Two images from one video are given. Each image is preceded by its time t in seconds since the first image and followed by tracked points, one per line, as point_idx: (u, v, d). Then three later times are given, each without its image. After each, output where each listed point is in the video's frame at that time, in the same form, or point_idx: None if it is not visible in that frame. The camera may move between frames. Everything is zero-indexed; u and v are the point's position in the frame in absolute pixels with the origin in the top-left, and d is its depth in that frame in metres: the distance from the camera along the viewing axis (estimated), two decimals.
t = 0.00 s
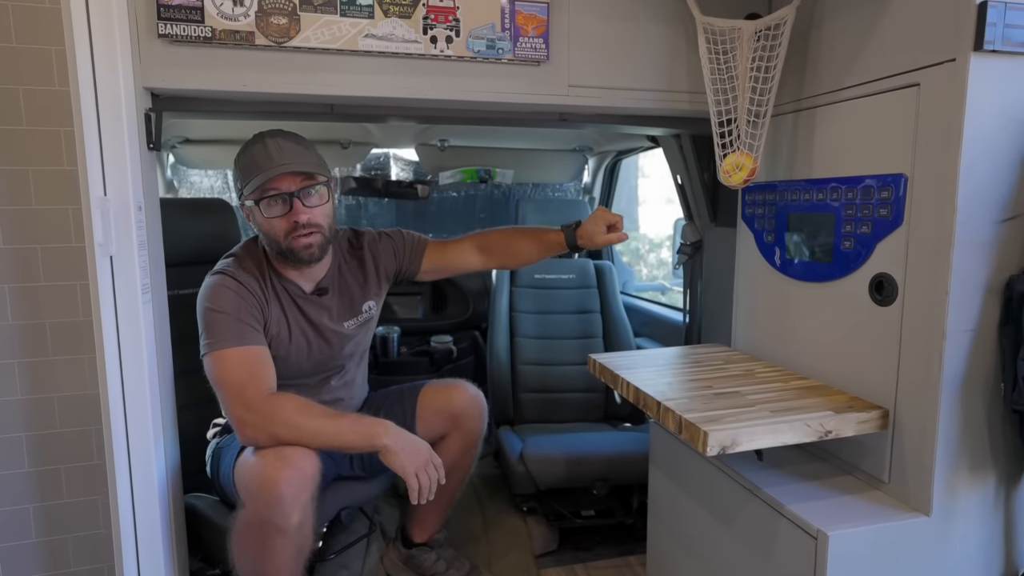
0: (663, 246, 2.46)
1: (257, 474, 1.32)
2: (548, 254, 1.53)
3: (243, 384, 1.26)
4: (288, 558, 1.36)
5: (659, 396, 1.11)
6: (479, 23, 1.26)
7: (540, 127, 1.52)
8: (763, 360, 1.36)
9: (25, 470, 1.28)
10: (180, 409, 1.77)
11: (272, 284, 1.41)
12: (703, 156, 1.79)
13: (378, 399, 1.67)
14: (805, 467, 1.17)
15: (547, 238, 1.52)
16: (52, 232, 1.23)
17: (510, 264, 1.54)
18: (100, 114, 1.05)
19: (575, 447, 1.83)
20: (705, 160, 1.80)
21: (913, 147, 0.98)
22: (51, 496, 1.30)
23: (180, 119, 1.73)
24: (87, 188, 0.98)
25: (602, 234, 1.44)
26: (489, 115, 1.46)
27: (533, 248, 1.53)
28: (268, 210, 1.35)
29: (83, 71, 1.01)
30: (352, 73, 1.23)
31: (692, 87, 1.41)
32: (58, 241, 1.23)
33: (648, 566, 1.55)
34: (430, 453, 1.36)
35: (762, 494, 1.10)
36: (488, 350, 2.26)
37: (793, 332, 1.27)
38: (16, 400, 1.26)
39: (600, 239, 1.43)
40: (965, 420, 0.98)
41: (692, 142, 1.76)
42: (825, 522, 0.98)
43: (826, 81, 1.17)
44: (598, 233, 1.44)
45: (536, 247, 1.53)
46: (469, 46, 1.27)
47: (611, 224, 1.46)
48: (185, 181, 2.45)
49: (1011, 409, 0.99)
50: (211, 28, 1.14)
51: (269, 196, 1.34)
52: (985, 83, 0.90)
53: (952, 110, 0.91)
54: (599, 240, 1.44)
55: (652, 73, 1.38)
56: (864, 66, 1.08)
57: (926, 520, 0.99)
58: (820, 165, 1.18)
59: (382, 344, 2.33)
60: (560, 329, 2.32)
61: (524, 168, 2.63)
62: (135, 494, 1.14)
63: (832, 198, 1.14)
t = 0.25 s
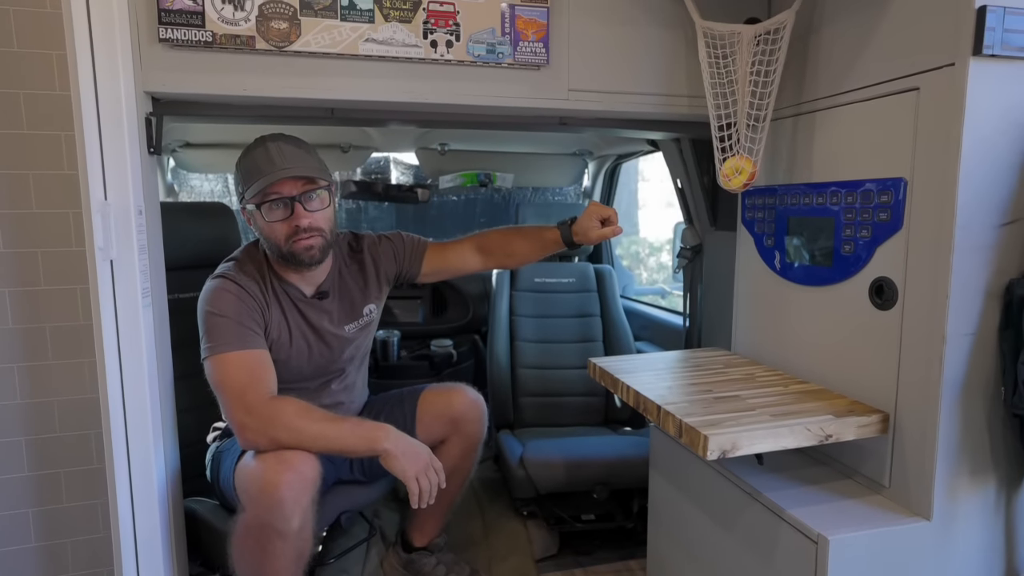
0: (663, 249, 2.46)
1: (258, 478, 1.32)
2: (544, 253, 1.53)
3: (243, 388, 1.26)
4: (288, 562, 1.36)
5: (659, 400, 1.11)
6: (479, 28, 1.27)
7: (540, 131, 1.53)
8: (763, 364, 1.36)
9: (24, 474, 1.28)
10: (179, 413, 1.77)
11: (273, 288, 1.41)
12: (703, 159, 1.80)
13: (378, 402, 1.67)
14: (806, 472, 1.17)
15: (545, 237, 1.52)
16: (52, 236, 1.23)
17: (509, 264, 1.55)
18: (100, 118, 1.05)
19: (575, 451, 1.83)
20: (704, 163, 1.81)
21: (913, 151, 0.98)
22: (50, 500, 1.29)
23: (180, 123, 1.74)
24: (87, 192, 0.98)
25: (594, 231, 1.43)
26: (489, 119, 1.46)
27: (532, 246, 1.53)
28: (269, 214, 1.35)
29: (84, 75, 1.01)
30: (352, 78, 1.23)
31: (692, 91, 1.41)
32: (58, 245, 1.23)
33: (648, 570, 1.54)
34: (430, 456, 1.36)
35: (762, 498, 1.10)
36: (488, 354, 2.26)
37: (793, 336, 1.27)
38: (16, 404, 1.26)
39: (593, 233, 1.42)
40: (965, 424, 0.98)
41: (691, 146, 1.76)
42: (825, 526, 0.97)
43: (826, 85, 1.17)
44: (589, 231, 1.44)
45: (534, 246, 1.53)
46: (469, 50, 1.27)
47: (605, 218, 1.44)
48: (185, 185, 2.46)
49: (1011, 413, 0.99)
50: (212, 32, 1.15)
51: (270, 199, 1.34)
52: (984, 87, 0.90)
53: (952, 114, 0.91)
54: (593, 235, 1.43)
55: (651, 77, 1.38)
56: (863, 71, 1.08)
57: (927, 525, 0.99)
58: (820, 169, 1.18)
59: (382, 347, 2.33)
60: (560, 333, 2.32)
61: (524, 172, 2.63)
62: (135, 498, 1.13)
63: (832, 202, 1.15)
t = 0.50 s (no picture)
0: (663, 253, 2.46)
1: (258, 482, 1.32)
2: (544, 256, 1.53)
3: (243, 392, 1.26)
4: (288, 566, 1.35)
5: (659, 404, 1.11)
6: (480, 32, 1.27)
7: (540, 135, 1.53)
8: (763, 368, 1.36)
9: (23, 478, 1.28)
10: (179, 417, 1.77)
11: (273, 292, 1.41)
12: (702, 164, 1.79)
13: (378, 406, 1.67)
14: (806, 476, 1.17)
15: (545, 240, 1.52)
16: (52, 240, 1.23)
17: (509, 268, 1.54)
18: (101, 123, 1.05)
19: (575, 455, 1.83)
20: (704, 168, 1.80)
21: (912, 155, 0.98)
22: (49, 504, 1.29)
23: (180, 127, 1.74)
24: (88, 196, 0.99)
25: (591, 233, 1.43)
26: (489, 123, 1.46)
27: (531, 250, 1.53)
28: (269, 218, 1.36)
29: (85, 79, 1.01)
30: (353, 82, 1.23)
31: (692, 95, 1.42)
32: (58, 249, 1.23)
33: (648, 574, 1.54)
34: (430, 460, 1.36)
35: (762, 502, 1.09)
36: (488, 357, 2.26)
37: (793, 340, 1.27)
38: (15, 407, 1.26)
39: (593, 237, 1.42)
40: (965, 428, 0.97)
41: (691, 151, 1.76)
42: (826, 530, 0.97)
43: (825, 90, 1.18)
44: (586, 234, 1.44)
45: (534, 250, 1.52)
46: (469, 55, 1.27)
47: (605, 222, 1.45)
48: (185, 189, 2.46)
49: (1012, 417, 0.98)
50: (212, 36, 1.15)
51: (270, 204, 1.35)
52: (983, 91, 0.91)
53: (951, 119, 0.91)
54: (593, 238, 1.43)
55: (651, 81, 1.39)
56: (862, 75, 1.09)
57: (927, 529, 0.98)
58: (819, 173, 1.19)
59: (382, 351, 2.33)
60: (560, 336, 2.32)
61: (524, 176, 2.64)
62: (134, 502, 1.13)
63: (832, 206, 1.15)
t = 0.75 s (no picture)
0: (663, 257, 2.46)
1: (257, 486, 1.32)
2: (544, 261, 1.55)
3: (242, 396, 1.26)
4: (287, 570, 1.35)
5: (659, 408, 1.11)
6: (480, 36, 1.28)
7: (540, 139, 1.53)
8: (763, 371, 1.36)
9: (22, 482, 1.27)
10: (178, 421, 1.76)
11: (273, 295, 1.41)
12: (702, 168, 1.79)
13: (378, 410, 1.67)
14: (806, 479, 1.17)
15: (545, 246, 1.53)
16: (52, 243, 1.23)
17: (510, 273, 1.55)
18: (102, 127, 1.05)
19: (575, 459, 1.82)
20: (704, 171, 1.80)
21: (912, 159, 0.99)
22: (48, 508, 1.29)
23: (181, 131, 1.74)
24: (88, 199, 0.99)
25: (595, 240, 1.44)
26: (489, 127, 1.46)
27: (531, 256, 1.54)
28: (270, 221, 1.36)
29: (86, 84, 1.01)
30: (353, 86, 1.23)
31: (691, 99, 1.42)
32: (59, 252, 1.24)
33: None
34: (430, 464, 1.36)
35: (762, 505, 1.09)
36: (488, 361, 2.26)
37: (793, 343, 1.27)
38: (15, 411, 1.26)
39: (596, 244, 1.43)
40: (965, 432, 0.97)
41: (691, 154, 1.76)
42: (826, 534, 0.97)
43: (824, 94, 1.18)
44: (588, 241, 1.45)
45: (534, 255, 1.53)
46: (469, 59, 1.28)
47: (611, 228, 1.46)
48: (186, 193, 2.46)
49: (1012, 421, 0.98)
50: (213, 40, 1.15)
51: (271, 207, 1.35)
52: (983, 95, 0.91)
53: (950, 122, 0.92)
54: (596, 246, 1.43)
55: (651, 85, 1.39)
56: (862, 79, 1.09)
57: (928, 533, 0.98)
58: (819, 177, 1.19)
59: (382, 355, 2.32)
60: (560, 340, 2.32)
61: (523, 179, 2.64)
62: (133, 506, 1.13)
63: (832, 209, 1.15)
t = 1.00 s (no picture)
0: (663, 260, 2.47)
1: (256, 490, 1.31)
2: (549, 272, 1.53)
3: (242, 399, 1.26)
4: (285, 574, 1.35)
5: (659, 412, 1.11)
6: (480, 40, 1.28)
7: (540, 143, 1.53)
8: (763, 375, 1.36)
9: (21, 486, 1.27)
10: (178, 425, 1.76)
11: (272, 299, 1.41)
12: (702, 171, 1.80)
13: (378, 414, 1.66)
14: (807, 483, 1.16)
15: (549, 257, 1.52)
16: (53, 247, 1.23)
17: (510, 282, 1.54)
18: (102, 131, 1.05)
19: (576, 462, 1.82)
20: (704, 175, 1.82)
21: (911, 163, 0.99)
22: (48, 512, 1.29)
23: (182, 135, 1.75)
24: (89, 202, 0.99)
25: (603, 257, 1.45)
26: (489, 131, 1.47)
27: (535, 265, 1.53)
28: (268, 224, 1.36)
29: (87, 88, 1.02)
30: (353, 90, 1.24)
31: (691, 103, 1.42)
32: (59, 256, 1.24)
33: None
34: (430, 468, 1.36)
35: (763, 509, 1.09)
36: (488, 364, 2.26)
37: (793, 347, 1.27)
38: (15, 415, 1.26)
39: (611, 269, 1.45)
40: (966, 436, 0.97)
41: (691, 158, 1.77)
42: (827, 539, 0.97)
43: (823, 98, 1.18)
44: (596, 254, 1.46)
45: (538, 265, 1.53)
46: (469, 63, 1.28)
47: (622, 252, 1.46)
48: (186, 197, 2.47)
49: (1012, 425, 0.98)
50: (214, 44, 1.15)
51: (270, 210, 1.35)
52: (982, 100, 0.91)
53: (950, 127, 0.92)
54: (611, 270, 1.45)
55: (651, 89, 1.39)
56: (861, 83, 1.09)
57: (929, 537, 0.98)
58: (818, 180, 1.19)
59: (382, 358, 2.32)
60: (560, 344, 2.32)
61: (523, 183, 2.64)
62: (133, 510, 1.13)
63: (832, 213, 1.15)
